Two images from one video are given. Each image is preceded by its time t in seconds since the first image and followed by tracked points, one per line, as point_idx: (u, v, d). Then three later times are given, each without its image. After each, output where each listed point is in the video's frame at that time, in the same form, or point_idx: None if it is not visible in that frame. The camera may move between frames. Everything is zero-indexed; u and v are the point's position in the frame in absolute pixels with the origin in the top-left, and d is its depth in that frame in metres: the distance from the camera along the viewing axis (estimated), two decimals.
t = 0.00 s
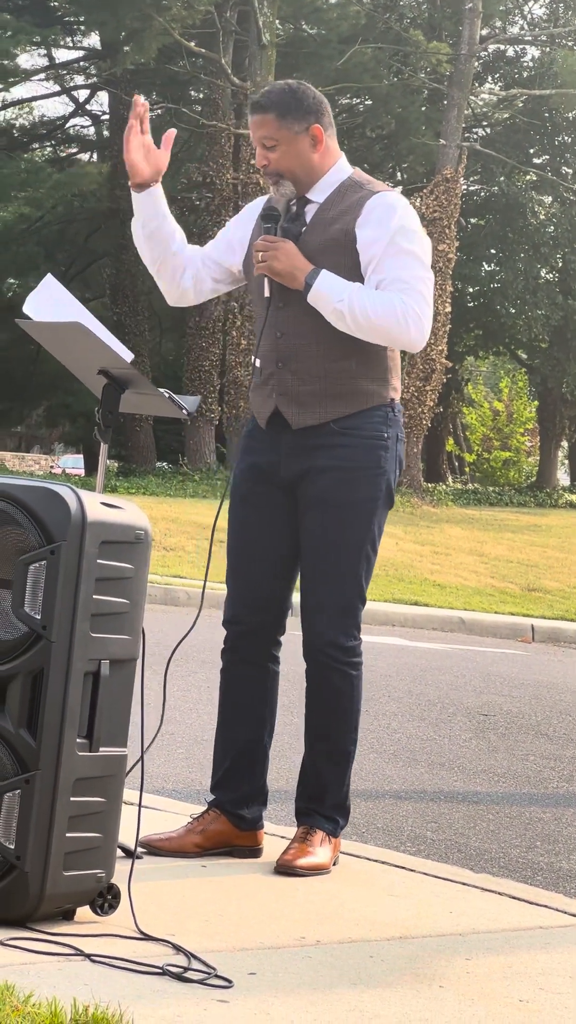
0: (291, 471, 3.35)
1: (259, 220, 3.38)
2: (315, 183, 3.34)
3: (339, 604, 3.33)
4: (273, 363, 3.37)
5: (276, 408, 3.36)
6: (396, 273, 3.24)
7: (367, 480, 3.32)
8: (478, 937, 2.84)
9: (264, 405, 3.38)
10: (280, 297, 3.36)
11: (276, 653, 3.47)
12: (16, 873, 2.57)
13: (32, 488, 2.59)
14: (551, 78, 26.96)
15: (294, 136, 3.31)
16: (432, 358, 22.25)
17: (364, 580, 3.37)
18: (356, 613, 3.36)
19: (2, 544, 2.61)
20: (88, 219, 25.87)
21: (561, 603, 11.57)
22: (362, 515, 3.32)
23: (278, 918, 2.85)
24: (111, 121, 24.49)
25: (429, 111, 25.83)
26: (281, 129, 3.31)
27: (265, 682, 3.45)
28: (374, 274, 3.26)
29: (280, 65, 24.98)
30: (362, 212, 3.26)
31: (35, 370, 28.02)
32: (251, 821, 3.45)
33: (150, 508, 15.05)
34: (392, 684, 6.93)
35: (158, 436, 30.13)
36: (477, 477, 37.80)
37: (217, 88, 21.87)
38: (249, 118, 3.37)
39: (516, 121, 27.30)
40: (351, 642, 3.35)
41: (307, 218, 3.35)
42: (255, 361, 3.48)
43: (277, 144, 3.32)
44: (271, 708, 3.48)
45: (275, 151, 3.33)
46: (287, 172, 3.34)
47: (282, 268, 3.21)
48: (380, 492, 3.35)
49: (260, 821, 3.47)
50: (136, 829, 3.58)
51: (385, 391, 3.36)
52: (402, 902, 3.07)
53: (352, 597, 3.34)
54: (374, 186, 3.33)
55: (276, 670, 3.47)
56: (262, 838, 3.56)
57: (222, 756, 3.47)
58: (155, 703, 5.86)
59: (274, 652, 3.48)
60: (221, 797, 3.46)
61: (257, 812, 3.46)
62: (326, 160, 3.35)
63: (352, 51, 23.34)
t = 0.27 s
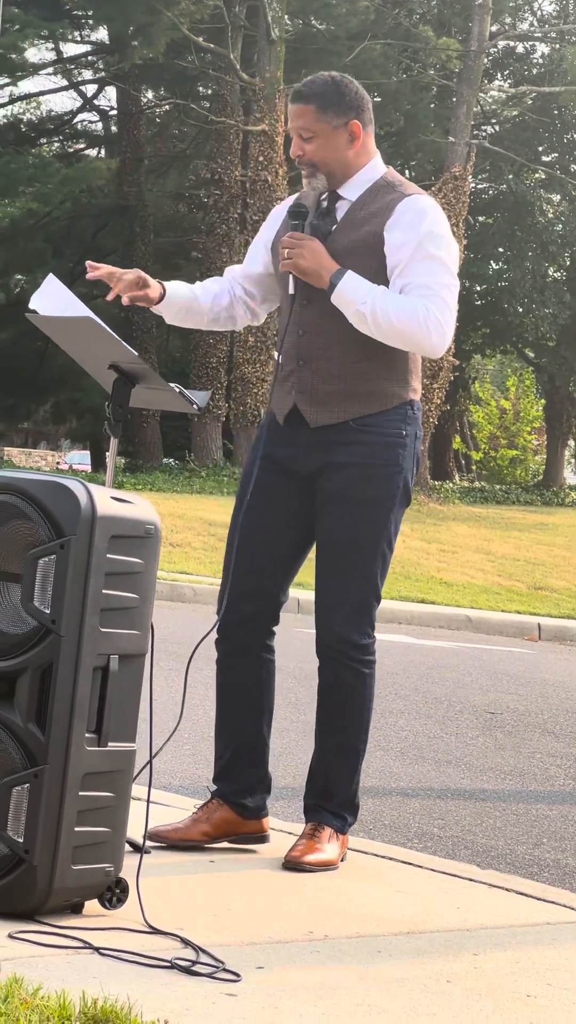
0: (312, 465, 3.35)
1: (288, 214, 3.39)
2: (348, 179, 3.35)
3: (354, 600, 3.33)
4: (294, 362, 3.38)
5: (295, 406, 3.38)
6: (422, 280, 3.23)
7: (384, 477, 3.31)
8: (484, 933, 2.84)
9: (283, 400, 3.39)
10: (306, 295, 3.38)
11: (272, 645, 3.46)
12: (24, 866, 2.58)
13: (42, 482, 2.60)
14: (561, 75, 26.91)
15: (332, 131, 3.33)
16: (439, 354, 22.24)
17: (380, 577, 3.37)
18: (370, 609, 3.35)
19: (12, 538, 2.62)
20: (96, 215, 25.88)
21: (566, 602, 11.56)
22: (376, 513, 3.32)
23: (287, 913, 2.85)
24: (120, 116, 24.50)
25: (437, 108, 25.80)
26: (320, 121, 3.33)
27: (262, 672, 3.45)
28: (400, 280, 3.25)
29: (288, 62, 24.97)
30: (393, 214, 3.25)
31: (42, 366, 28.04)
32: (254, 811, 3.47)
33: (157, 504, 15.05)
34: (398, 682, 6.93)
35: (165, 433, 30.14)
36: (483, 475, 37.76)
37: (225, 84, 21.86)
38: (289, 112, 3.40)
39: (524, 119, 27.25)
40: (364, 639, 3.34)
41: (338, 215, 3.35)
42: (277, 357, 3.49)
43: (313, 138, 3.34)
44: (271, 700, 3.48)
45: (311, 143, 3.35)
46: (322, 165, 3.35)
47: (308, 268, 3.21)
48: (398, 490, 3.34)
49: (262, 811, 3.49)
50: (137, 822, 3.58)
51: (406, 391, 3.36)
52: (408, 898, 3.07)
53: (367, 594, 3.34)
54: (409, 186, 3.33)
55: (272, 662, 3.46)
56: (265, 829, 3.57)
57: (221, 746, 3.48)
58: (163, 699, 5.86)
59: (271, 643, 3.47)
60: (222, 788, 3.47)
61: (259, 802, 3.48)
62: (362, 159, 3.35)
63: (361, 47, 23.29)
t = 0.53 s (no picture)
0: (308, 455, 3.34)
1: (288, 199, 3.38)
2: (349, 165, 3.33)
3: (357, 588, 3.32)
4: (293, 347, 3.37)
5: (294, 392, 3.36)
6: (422, 264, 3.21)
7: (386, 464, 3.31)
8: (488, 924, 2.84)
9: (283, 386, 3.38)
10: (309, 280, 3.37)
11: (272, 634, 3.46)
12: (28, 854, 2.57)
13: (47, 471, 2.60)
14: (567, 64, 26.81)
15: (331, 117, 3.31)
16: (444, 345, 22.21)
17: (382, 566, 3.35)
18: (373, 597, 3.34)
19: (15, 527, 2.62)
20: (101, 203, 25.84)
21: (570, 592, 11.56)
22: (378, 499, 3.30)
23: (291, 904, 2.85)
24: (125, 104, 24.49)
25: (444, 98, 25.75)
26: (321, 107, 3.31)
27: (261, 659, 3.46)
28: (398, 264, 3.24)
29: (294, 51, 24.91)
30: (393, 199, 3.24)
31: (47, 354, 28.03)
32: (230, 801, 3.44)
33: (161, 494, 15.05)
34: (402, 672, 6.92)
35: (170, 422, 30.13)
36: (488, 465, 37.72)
37: (231, 73, 21.81)
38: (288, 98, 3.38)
39: (531, 108, 27.16)
40: (367, 628, 3.33)
41: (339, 201, 3.34)
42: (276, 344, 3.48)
43: (312, 124, 3.32)
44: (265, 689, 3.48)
45: (313, 129, 3.33)
46: (323, 151, 3.34)
47: (309, 251, 3.20)
48: (399, 477, 3.33)
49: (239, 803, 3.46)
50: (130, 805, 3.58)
51: (405, 377, 3.35)
52: (412, 889, 3.07)
53: (370, 582, 3.33)
54: (408, 172, 3.31)
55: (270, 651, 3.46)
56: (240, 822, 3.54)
57: (209, 730, 3.47)
58: (166, 688, 5.86)
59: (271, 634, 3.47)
60: (204, 773, 3.45)
61: (236, 793, 3.45)
62: (362, 145, 3.34)
63: (367, 37, 23.20)
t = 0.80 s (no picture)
0: (288, 448, 3.34)
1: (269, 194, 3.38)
2: (327, 158, 3.34)
3: (344, 581, 3.31)
4: (275, 338, 3.36)
5: (276, 384, 3.36)
6: (400, 254, 3.20)
7: (365, 455, 3.28)
8: (495, 915, 2.84)
9: (265, 378, 3.38)
10: (288, 272, 3.36)
11: (270, 629, 3.46)
12: (36, 844, 2.58)
13: (56, 463, 2.60)
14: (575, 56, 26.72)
15: (307, 110, 3.30)
16: (452, 337, 22.17)
17: (368, 558, 3.34)
18: (361, 590, 3.33)
19: (23, 518, 2.63)
20: (108, 195, 25.83)
21: None
22: (358, 489, 3.28)
23: (298, 895, 2.85)
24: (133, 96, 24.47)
25: (452, 89, 25.70)
26: (296, 100, 3.30)
27: (259, 654, 3.45)
28: (376, 255, 3.23)
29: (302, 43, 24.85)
30: (370, 189, 3.23)
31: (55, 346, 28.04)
32: (234, 796, 3.45)
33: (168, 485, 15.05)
34: (408, 664, 6.92)
35: (177, 414, 30.13)
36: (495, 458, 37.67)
37: (238, 65, 21.74)
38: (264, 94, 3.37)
39: (539, 100, 27.07)
40: (357, 620, 3.33)
41: (318, 193, 3.34)
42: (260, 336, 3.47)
43: (288, 118, 3.31)
44: (266, 683, 3.49)
45: (289, 123, 3.32)
46: (300, 145, 3.34)
47: (287, 242, 3.20)
48: (380, 468, 3.30)
49: (244, 796, 3.46)
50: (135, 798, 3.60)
51: (387, 369, 3.33)
52: (419, 880, 3.07)
53: (354, 573, 3.32)
54: (386, 163, 3.31)
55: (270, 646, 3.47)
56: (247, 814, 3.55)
57: (210, 726, 3.47)
58: (171, 679, 5.87)
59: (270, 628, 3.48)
60: (205, 768, 3.46)
61: (240, 787, 3.45)
62: (339, 137, 3.34)
63: (375, 28, 23.12)
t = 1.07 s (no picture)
0: (261, 437, 3.33)
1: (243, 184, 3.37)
2: (299, 148, 3.33)
3: (326, 569, 3.30)
4: (248, 327, 3.35)
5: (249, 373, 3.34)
6: (374, 239, 3.19)
7: (343, 443, 3.27)
8: (500, 906, 2.84)
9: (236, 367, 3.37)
10: (261, 261, 3.35)
11: (265, 620, 3.46)
12: (44, 835, 2.59)
13: (62, 455, 2.60)
14: None
15: (275, 103, 3.28)
16: (459, 328, 22.12)
17: (350, 546, 3.33)
18: (345, 578, 3.33)
19: (28, 509, 2.63)
20: (115, 187, 25.80)
21: None
22: (338, 478, 3.27)
23: (304, 885, 2.85)
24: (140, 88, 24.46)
25: (458, 81, 25.66)
26: (265, 93, 3.28)
27: (254, 645, 3.45)
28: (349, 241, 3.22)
29: (308, 35, 24.77)
30: (342, 177, 3.23)
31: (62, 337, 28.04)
32: (242, 785, 3.45)
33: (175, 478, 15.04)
34: (415, 655, 6.91)
35: (184, 405, 30.11)
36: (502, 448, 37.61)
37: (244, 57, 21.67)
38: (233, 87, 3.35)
39: (546, 92, 26.98)
40: (344, 608, 3.32)
41: (291, 183, 3.34)
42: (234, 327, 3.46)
43: (258, 111, 3.30)
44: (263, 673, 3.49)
45: (260, 116, 3.31)
46: (271, 136, 3.33)
47: (261, 233, 3.19)
48: (354, 458, 3.29)
49: (249, 786, 3.46)
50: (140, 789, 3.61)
51: (360, 359, 3.33)
52: (425, 870, 3.07)
53: (335, 563, 3.31)
54: (358, 150, 3.30)
55: (265, 635, 3.47)
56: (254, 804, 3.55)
57: (211, 720, 3.48)
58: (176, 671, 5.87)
59: (265, 618, 3.48)
60: (210, 759, 3.46)
61: (247, 775, 3.46)
62: (310, 126, 3.33)
63: (382, 20, 23.03)
